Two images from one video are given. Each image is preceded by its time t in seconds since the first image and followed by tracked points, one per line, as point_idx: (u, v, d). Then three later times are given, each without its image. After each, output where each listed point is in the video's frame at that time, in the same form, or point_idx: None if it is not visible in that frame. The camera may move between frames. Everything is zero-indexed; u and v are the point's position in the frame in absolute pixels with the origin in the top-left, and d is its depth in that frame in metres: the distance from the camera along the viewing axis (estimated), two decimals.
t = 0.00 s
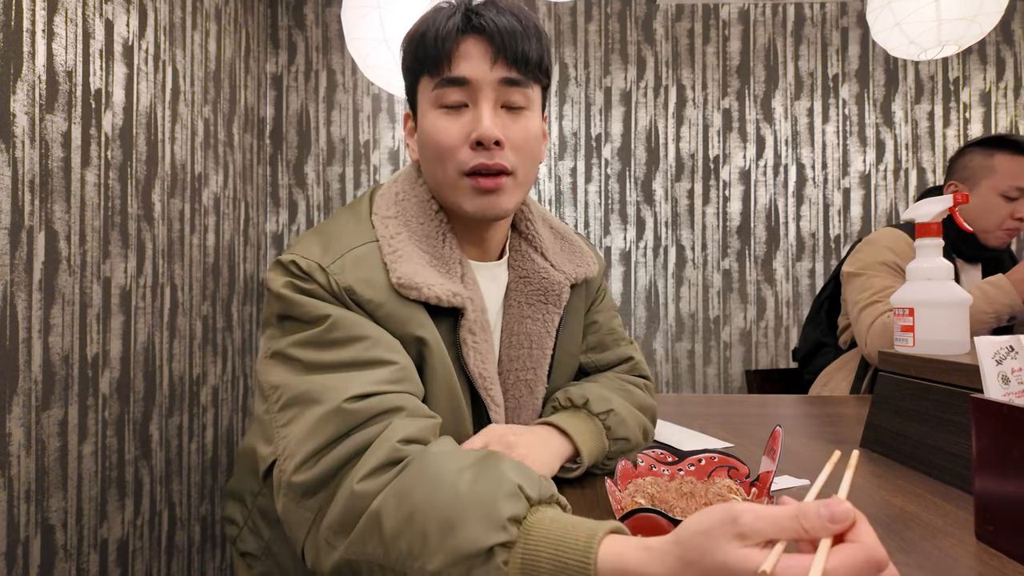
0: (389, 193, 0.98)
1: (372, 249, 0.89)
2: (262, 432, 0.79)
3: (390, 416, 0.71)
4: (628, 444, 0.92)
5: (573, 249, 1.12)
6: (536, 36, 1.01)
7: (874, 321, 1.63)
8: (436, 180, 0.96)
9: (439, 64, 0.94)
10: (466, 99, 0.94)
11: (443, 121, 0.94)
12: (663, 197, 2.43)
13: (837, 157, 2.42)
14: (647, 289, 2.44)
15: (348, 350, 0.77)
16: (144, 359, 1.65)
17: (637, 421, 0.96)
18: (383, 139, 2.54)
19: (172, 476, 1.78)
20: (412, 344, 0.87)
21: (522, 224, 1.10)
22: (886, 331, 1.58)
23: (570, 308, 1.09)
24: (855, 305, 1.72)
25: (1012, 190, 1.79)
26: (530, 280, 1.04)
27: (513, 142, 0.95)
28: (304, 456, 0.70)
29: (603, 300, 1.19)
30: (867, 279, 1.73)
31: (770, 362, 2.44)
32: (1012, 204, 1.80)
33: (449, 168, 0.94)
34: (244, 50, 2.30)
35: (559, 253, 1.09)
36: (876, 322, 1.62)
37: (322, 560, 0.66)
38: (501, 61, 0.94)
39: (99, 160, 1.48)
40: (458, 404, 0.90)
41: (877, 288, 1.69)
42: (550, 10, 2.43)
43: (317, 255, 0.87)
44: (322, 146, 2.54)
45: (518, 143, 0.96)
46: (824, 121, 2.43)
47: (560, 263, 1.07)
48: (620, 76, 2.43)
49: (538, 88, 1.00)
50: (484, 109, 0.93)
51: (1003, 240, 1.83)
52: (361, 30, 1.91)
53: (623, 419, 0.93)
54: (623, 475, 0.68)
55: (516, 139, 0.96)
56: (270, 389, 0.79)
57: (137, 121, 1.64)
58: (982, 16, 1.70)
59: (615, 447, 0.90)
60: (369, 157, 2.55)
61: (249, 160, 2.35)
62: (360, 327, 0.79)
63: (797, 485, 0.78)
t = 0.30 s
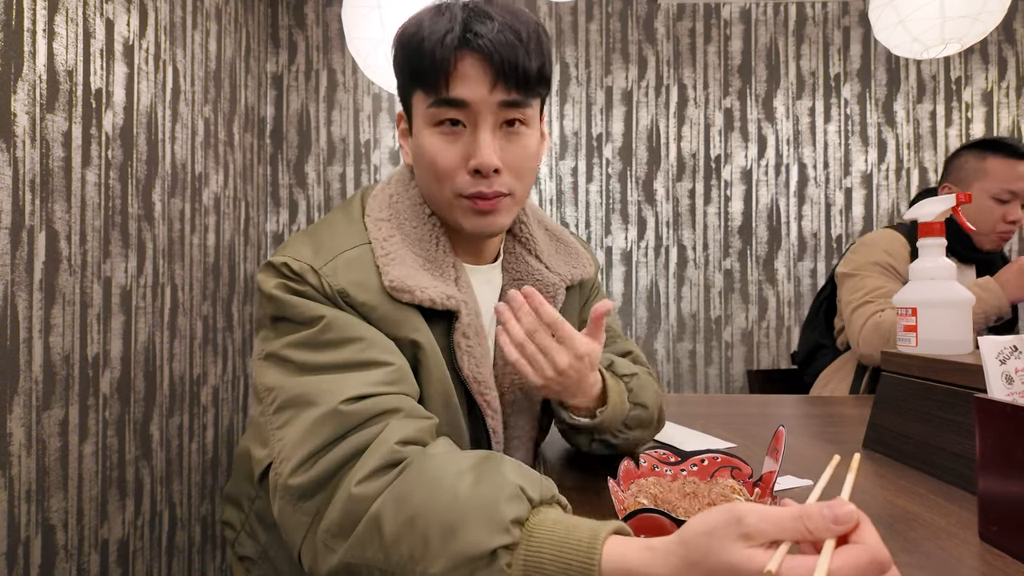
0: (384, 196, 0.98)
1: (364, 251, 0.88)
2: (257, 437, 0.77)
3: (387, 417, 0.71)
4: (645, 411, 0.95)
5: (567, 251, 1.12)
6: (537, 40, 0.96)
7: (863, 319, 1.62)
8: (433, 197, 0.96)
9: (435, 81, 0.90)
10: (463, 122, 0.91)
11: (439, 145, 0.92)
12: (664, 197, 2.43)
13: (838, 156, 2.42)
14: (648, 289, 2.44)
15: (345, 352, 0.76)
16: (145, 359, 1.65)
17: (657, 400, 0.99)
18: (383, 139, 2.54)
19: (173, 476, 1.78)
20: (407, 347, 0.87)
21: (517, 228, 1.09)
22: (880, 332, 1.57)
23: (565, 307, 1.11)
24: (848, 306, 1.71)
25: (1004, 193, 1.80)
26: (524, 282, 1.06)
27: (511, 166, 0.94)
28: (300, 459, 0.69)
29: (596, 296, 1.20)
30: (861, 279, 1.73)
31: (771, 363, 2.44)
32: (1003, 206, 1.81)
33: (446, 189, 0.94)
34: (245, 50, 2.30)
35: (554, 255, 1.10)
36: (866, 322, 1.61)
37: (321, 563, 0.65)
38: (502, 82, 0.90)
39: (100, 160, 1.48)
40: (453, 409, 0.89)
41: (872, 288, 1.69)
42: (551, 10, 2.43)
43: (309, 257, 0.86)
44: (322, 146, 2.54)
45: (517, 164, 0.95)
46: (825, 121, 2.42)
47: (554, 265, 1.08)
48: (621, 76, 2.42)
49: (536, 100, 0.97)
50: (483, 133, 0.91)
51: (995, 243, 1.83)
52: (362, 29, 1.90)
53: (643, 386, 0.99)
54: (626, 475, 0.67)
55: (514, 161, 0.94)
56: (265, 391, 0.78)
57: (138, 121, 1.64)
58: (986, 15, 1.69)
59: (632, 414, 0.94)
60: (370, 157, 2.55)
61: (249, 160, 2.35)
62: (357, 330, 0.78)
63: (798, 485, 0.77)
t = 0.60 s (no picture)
0: (403, 200, 0.99)
1: (386, 251, 0.90)
2: (266, 423, 0.77)
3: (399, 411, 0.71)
4: (644, 432, 0.95)
5: (574, 261, 1.12)
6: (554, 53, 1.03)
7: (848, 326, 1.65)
8: (456, 201, 0.98)
9: (461, 86, 0.95)
10: (488, 125, 0.95)
11: (463, 147, 0.96)
12: (665, 197, 2.43)
13: (839, 156, 2.42)
14: (649, 289, 2.44)
15: (361, 345, 0.77)
16: (146, 359, 1.65)
17: (650, 408, 0.98)
18: (384, 140, 2.54)
19: (174, 476, 1.78)
20: (421, 346, 0.87)
21: (527, 239, 1.09)
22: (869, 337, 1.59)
23: (574, 316, 1.09)
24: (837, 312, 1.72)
25: (999, 197, 1.80)
26: (534, 289, 1.05)
27: (532, 168, 0.97)
28: (311, 447, 0.68)
29: (602, 305, 1.20)
30: (850, 283, 1.73)
31: (771, 363, 2.44)
32: (998, 210, 1.81)
33: (470, 191, 0.96)
34: (246, 50, 2.30)
35: (561, 265, 1.10)
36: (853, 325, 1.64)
37: (324, 551, 0.65)
38: (525, 87, 0.96)
39: (102, 160, 1.49)
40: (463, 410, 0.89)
41: (862, 293, 1.69)
42: (552, 10, 2.43)
43: (333, 251, 0.88)
44: (323, 147, 2.54)
45: (537, 167, 0.99)
46: (827, 121, 2.42)
47: (563, 273, 1.08)
48: (622, 76, 2.42)
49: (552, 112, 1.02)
50: (506, 135, 0.95)
51: (990, 245, 1.84)
52: (362, 29, 1.91)
53: (637, 408, 0.97)
54: (626, 476, 0.67)
55: (534, 163, 0.98)
56: (277, 378, 0.78)
57: (139, 121, 1.64)
58: (987, 14, 1.68)
59: (632, 435, 0.94)
60: (371, 157, 2.55)
61: (250, 160, 2.35)
62: (375, 325, 0.79)
63: (799, 485, 0.78)
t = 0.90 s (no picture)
0: (412, 208, 1.00)
1: (394, 258, 0.90)
2: (265, 427, 0.76)
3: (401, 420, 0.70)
4: (642, 448, 0.91)
5: (576, 274, 1.11)
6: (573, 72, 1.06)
7: (846, 338, 1.65)
8: (471, 205, 0.97)
9: (483, 91, 0.96)
10: (507, 130, 0.97)
11: (481, 149, 0.96)
12: (666, 200, 2.42)
13: (840, 159, 2.41)
14: (650, 292, 2.43)
15: (365, 351, 0.76)
16: (144, 364, 1.64)
17: (646, 423, 0.94)
18: (384, 142, 2.53)
19: (172, 481, 1.78)
20: (425, 355, 0.88)
21: (531, 250, 1.08)
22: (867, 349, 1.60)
23: (575, 328, 1.08)
24: (832, 320, 1.72)
25: (1004, 210, 1.79)
26: (536, 301, 1.04)
27: (549, 176, 0.99)
28: (310, 452, 0.67)
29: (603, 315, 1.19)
30: (849, 290, 1.73)
31: (772, 366, 2.43)
32: (1002, 223, 1.81)
33: (487, 194, 0.96)
34: (245, 53, 2.29)
35: (564, 277, 1.09)
36: (852, 337, 1.64)
37: (318, 560, 0.64)
38: (544, 97, 0.98)
39: (99, 164, 1.48)
40: (464, 421, 0.89)
41: (858, 302, 1.70)
42: (552, 13, 2.42)
43: (342, 257, 0.87)
44: (323, 149, 2.53)
45: (553, 175, 1.00)
46: (828, 123, 2.41)
47: (565, 285, 1.07)
48: (622, 78, 2.42)
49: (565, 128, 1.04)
50: (526, 140, 0.96)
51: (989, 256, 1.84)
52: (361, 32, 1.90)
53: (632, 425, 0.92)
54: (625, 489, 0.66)
55: (550, 171, 0.99)
56: (278, 381, 0.77)
57: (137, 125, 1.63)
58: (988, 18, 1.68)
59: (630, 451, 0.90)
60: (370, 160, 2.53)
61: (250, 163, 2.34)
62: (381, 332, 0.78)
63: (801, 495, 0.77)
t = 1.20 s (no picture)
0: (411, 220, 0.95)
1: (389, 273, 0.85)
2: (243, 453, 0.73)
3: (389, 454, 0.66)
4: (663, 473, 0.84)
5: (584, 291, 1.05)
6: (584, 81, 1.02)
7: (861, 352, 1.59)
8: (473, 218, 0.92)
9: (486, 98, 0.92)
10: (512, 138, 0.92)
11: (485, 158, 0.91)
12: (669, 203, 2.37)
13: (847, 161, 2.35)
14: (653, 297, 2.37)
15: (352, 376, 0.72)
16: (130, 374, 1.59)
17: (666, 445, 0.87)
18: (381, 144, 2.48)
19: (160, 494, 1.72)
20: (420, 381, 0.83)
21: (537, 264, 1.02)
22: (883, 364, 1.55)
23: (583, 346, 1.02)
24: (844, 335, 1.67)
25: None
26: (542, 318, 0.98)
27: (558, 188, 0.93)
28: (288, 488, 0.64)
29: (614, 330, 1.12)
30: (862, 301, 1.67)
31: (778, 373, 2.37)
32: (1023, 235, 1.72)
33: (491, 206, 0.90)
34: (238, 52, 2.24)
35: (572, 294, 1.03)
36: (867, 351, 1.58)
37: None
38: (553, 105, 0.94)
39: (83, 167, 1.43)
40: (461, 450, 0.85)
41: (871, 315, 1.64)
42: (552, 11, 2.37)
43: (332, 270, 0.83)
44: (318, 151, 2.48)
45: (562, 188, 0.95)
46: (835, 125, 2.36)
47: (573, 302, 1.01)
48: (624, 78, 2.36)
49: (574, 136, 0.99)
50: (533, 149, 0.91)
51: (999, 268, 1.79)
52: (356, 31, 1.84)
53: (652, 450, 0.86)
54: (633, 525, 0.60)
55: (559, 182, 0.94)
56: (257, 405, 0.73)
57: (123, 126, 1.58)
58: (1002, 16, 1.62)
59: (649, 478, 0.84)
60: (366, 162, 2.47)
61: (243, 166, 2.29)
62: (371, 355, 0.74)
63: (825, 529, 0.72)
